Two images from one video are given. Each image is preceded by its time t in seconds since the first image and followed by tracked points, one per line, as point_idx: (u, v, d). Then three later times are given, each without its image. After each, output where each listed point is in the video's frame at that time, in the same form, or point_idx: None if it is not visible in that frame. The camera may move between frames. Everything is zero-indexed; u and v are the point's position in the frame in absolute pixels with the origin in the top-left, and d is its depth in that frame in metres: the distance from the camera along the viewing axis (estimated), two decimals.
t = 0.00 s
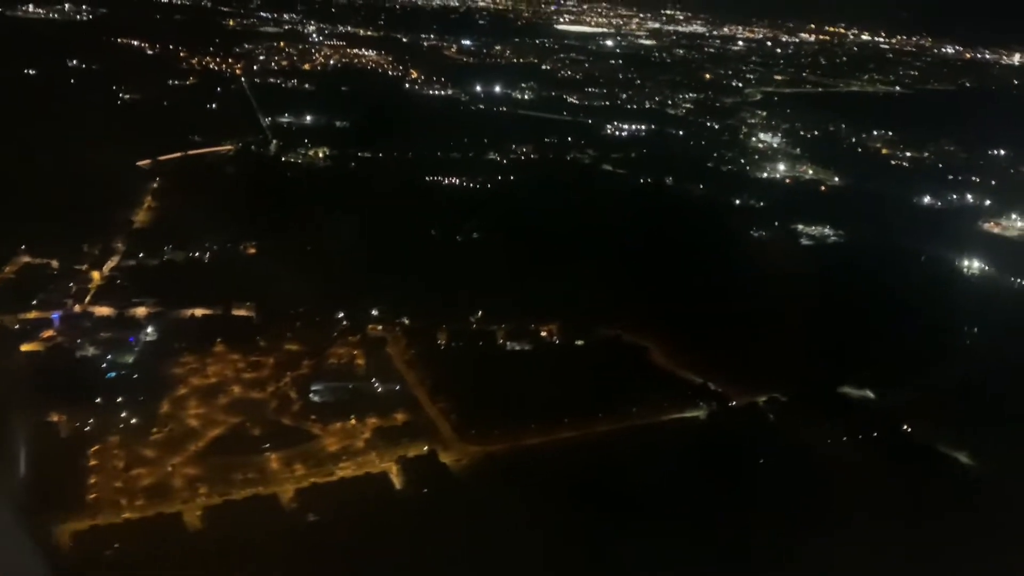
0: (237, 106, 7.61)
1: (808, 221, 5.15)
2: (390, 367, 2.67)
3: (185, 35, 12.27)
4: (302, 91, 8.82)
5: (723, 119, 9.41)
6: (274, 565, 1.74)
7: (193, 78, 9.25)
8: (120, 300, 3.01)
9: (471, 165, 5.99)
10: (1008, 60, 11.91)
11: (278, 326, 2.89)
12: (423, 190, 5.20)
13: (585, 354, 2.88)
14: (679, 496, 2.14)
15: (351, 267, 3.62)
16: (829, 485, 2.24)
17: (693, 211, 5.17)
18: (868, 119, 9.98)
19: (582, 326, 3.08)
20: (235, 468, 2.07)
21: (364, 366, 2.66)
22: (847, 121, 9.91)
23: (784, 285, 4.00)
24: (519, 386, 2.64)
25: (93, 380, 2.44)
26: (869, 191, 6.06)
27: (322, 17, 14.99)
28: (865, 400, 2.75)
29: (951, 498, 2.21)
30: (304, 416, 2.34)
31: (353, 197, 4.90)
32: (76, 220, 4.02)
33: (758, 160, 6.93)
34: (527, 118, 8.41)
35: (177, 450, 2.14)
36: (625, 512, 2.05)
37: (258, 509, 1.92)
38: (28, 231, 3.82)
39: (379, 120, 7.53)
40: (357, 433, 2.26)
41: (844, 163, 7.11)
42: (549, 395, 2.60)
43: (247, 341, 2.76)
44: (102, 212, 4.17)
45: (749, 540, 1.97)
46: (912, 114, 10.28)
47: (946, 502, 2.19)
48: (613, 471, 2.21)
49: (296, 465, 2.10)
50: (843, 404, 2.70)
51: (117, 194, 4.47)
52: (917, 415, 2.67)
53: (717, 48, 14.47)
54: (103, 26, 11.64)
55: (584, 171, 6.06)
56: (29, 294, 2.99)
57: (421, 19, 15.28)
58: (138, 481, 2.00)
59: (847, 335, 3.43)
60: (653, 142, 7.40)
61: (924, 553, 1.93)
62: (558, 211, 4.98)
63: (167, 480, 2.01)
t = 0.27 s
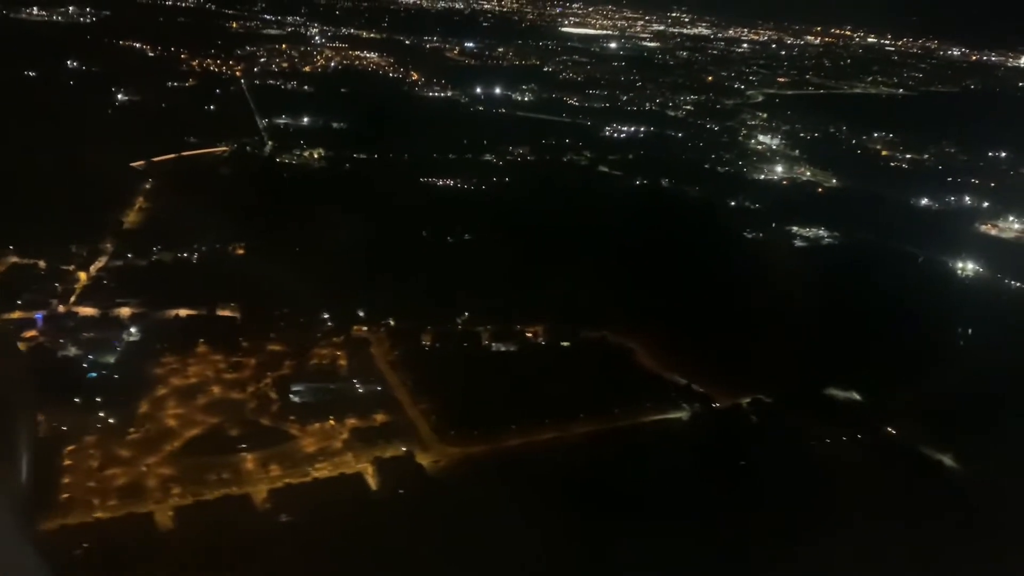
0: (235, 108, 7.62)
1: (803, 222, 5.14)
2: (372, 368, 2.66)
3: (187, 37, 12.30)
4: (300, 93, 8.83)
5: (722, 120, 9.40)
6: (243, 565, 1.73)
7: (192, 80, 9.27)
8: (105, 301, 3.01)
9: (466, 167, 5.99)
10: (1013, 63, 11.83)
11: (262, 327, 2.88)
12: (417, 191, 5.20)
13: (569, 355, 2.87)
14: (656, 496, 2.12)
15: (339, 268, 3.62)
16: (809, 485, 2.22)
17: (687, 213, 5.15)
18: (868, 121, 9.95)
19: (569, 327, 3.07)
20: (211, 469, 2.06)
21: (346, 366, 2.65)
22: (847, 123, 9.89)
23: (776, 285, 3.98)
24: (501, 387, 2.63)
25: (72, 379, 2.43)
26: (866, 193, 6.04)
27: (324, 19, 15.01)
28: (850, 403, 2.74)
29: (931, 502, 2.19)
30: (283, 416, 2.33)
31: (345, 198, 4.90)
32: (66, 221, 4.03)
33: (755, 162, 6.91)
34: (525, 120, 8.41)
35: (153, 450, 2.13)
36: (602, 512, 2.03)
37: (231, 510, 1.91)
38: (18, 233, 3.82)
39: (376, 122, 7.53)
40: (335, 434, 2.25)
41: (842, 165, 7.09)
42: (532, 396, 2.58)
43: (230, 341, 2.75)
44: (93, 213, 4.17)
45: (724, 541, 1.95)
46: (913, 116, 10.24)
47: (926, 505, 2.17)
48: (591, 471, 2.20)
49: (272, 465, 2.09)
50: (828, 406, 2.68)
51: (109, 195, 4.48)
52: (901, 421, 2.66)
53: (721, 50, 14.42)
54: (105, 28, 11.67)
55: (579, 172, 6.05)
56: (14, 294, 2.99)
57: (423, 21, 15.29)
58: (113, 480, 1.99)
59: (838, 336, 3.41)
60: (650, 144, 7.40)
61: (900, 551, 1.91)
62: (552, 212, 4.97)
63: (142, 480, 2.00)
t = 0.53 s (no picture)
0: (231, 106, 7.63)
1: (795, 221, 5.12)
2: (351, 364, 2.66)
3: (187, 36, 12.31)
4: (298, 92, 8.83)
5: (720, 119, 9.38)
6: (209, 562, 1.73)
7: (191, 78, 9.28)
8: (88, 298, 3.01)
9: (460, 165, 5.99)
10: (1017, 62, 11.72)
11: (243, 324, 2.88)
12: (409, 189, 5.20)
13: (550, 353, 2.87)
14: (628, 493, 2.12)
15: (324, 266, 3.62)
16: (782, 484, 2.21)
17: (679, 212, 5.14)
18: (867, 121, 9.92)
19: (551, 325, 3.07)
20: (182, 465, 2.06)
21: (325, 363, 2.65)
22: (846, 122, 9.86)
23: (764, 283, 3.96)
24: (479, 384, 2.62)
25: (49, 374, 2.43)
26: (861, 192, 6.02)
27: (325, 18, 15.01)
28: (829, 400, 2.73)
29: (903, 500, 2.18)
30: (258, 413, 2.33)
31: (336, 196, 4.90)
32: (55, 219, 4.03)
33: (751, 161, 6.89)
34: (523, 119, 8.40)
35: (126, 446, 2.13)
36: (573, 510, 2.02)
37: (199, 506, 1.91)
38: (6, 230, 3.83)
39: (372, 121, 7.53)
40: (309, 431, 2.24)
41: (839, 164, 7.06)
42: (510, 393, 2.58)
43: (210, 338, 2.75)
44: (82, 211, 4.18)
45: (692, 540, 1.94)
46: (913, 115, 10.20)
47: (899, 504, 2.16)
48: (563, 469, 2.19)
49: (243, 462, 2.09)
50: (807, 404, 2.68)
51: (99, 193, 4.49)
52: (881, 419, 2.65)
53: (724, 49, 14.35)
54: (105, 27, 11.69)
55: (573, 171, 6.05)
56: None
57: (424, 20, 15.28)
58: (83, 476, 1.99)
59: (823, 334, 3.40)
60: (646, 143, 7.38)
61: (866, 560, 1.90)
62: (542, 210, 4.97)
63: (113, 476, 2.00)
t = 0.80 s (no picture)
0: (227, 101, 7.63)
1: (786, 217, 5.11)
2: (331, 359, 2.66)
3: (186, 31, 12.31)
4: (294, 87, 8.83)
5: (718, 115, 9.36)
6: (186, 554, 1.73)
7: (188, 74, 9.28)
8: (70, 292, 3.02)
9: (453, 161, 5.98)
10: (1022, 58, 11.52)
11: (224, 318, 2.88)
12: (400, 184, 5.20)
13: (531, 349, 2.87)
14: (599, 489, 2.12)
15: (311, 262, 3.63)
16: (755, 483, 2.22)
17: (670, 208, 5.14)
18: (866, 116, 9.88)
19: (534, 321, 3.06)
20: (155, 458, 2.06)
21: (304, 358, 2.65)
22: (844, 118, 9.83)
23: (750, 278, 3.96)
24: (459, 378, 2.62)
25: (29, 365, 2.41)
26: (855, 188, 6.00)
27: (325, 13, 15.00)
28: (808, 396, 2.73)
29: (872, 500, 2.19)
30: (235, 407, 2.33)
31: (327, 191, 4.91)
32: (43, 213, 4.04)
33: (746, 156, 6.87)
34: (519, 114, 8.39)
35: (99, 438, 2.13)
36: (544, 507, 2.03)
37: (168, 499, 1.91)
38: None
39: (367, 116, 7.53)
40: (284, 425, 2.24)
41: (834, 160, 7.04)
42: (489, 388, 2.58)
43: (190, 332, 2.75)
44: (70, 206, 4.19)
45: (660, 540, 1.95)
46: (912, 110, 10.16)
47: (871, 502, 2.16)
48: (537, 464, 2.19)
49: (216, 455, 2.09)
50: (787, 401, 2.67)
51: (89, 188, 4.50)
52: (858, 417, 2.65)
53: (724, 45, 14.29)
54: (103, 22, 11.68)
55: (566, 167, 6.04)
56: None
57: (424, 15, 15.26)
58: (55, 467, 1.99)
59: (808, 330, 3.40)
60: (641, 139, 7.37)
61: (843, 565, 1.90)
62: (533, 206, 4.96)
63: (84, 468, 2.00)
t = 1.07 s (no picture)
0: (218, 91, 7.61)
1: (774, 207, 5.10)
2: (304, 347, 2.65)
3: (180, 20, 12.26)
4: (287, 77, 8.81)
5: (712, 106, 9.33)
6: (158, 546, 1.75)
7: (181, 63, 9.25)
8: (47, 280, 3.02)
9: (442, 151, 5.97)
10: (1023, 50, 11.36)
11: (199, 307, 2.87)
12: (387, 173, 5.18)
13: (507, 338, 2.86)
14: (567, 478, 2.12)
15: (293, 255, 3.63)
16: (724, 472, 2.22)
17: (658, 198, 5.12)
18: (861, 109, 9.85)
19: (511, 311, 3.06)
20: (121, 446, 2.05)
21: (278, 347, 2.64)
22: (840, 110, 9.79)
23: (734, 270, 3.95)
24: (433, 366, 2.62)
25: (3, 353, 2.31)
26: (845, 179, 5.99)
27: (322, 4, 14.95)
28: (784, 384, 2.73)
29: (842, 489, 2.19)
30: (204, 395, 2.32)
31: (313, 180, 4.90)
32: (25, 201, 4.04)
33: (737, 147, 6.85)
34: (512, 105, 8.37)
35: (67, 425, 2.12)
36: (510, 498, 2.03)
37: (132, 488, 1.91)
38: None
39: (358, 106, 7.51)
40: (253, 414, 2.24)
41: (827, 151, 7.02)
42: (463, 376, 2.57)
43: (164, 320, 2.75)
44: (54, 195, 4.19)
45: (626, 531, 1.97)
46: (908, 101, 10.11)
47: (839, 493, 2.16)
48: (507, 453, 2.19)
49: (182, 444, 2.09)
50: (761, 391, 2.67)
51: (73, 177, 4.49)
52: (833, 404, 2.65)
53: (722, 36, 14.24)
54: (99, 12, 11.65)
55: (555, 157, 6.03)
56: None
57: (421, 6, 15.20)
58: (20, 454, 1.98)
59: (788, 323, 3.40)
60: (633, 130, 7.35)
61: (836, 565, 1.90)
62: (519, 196, 4.95)
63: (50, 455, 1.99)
